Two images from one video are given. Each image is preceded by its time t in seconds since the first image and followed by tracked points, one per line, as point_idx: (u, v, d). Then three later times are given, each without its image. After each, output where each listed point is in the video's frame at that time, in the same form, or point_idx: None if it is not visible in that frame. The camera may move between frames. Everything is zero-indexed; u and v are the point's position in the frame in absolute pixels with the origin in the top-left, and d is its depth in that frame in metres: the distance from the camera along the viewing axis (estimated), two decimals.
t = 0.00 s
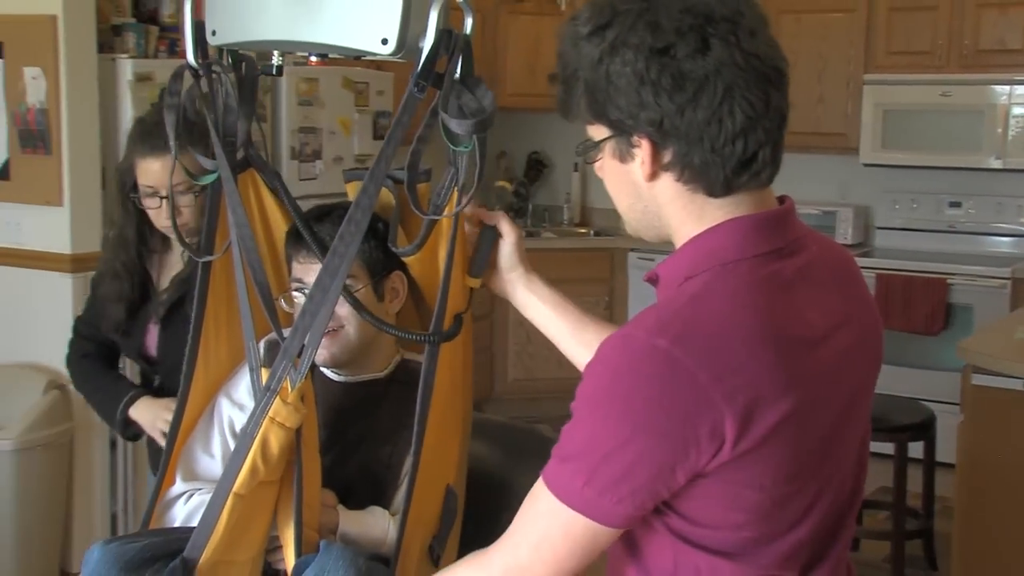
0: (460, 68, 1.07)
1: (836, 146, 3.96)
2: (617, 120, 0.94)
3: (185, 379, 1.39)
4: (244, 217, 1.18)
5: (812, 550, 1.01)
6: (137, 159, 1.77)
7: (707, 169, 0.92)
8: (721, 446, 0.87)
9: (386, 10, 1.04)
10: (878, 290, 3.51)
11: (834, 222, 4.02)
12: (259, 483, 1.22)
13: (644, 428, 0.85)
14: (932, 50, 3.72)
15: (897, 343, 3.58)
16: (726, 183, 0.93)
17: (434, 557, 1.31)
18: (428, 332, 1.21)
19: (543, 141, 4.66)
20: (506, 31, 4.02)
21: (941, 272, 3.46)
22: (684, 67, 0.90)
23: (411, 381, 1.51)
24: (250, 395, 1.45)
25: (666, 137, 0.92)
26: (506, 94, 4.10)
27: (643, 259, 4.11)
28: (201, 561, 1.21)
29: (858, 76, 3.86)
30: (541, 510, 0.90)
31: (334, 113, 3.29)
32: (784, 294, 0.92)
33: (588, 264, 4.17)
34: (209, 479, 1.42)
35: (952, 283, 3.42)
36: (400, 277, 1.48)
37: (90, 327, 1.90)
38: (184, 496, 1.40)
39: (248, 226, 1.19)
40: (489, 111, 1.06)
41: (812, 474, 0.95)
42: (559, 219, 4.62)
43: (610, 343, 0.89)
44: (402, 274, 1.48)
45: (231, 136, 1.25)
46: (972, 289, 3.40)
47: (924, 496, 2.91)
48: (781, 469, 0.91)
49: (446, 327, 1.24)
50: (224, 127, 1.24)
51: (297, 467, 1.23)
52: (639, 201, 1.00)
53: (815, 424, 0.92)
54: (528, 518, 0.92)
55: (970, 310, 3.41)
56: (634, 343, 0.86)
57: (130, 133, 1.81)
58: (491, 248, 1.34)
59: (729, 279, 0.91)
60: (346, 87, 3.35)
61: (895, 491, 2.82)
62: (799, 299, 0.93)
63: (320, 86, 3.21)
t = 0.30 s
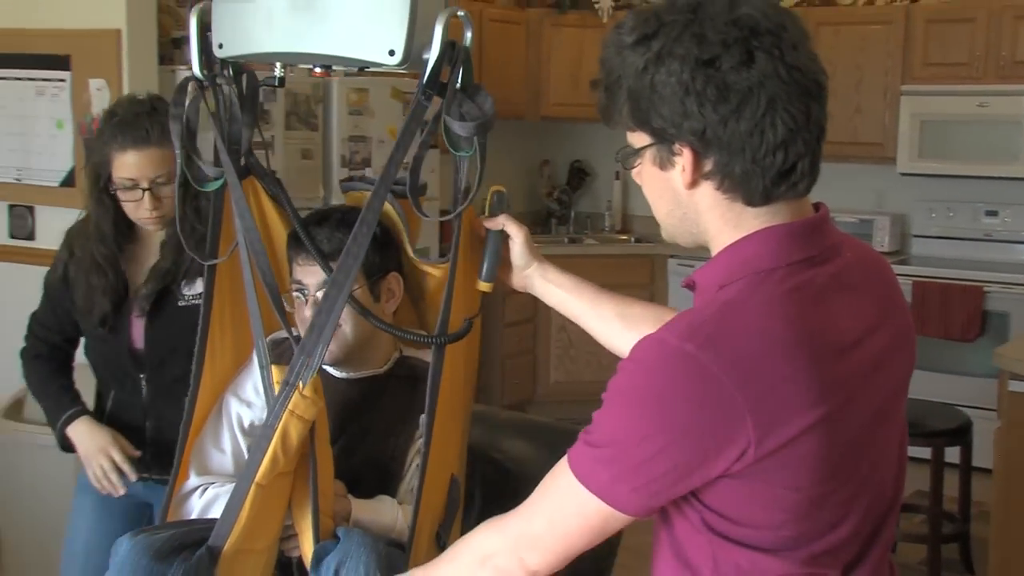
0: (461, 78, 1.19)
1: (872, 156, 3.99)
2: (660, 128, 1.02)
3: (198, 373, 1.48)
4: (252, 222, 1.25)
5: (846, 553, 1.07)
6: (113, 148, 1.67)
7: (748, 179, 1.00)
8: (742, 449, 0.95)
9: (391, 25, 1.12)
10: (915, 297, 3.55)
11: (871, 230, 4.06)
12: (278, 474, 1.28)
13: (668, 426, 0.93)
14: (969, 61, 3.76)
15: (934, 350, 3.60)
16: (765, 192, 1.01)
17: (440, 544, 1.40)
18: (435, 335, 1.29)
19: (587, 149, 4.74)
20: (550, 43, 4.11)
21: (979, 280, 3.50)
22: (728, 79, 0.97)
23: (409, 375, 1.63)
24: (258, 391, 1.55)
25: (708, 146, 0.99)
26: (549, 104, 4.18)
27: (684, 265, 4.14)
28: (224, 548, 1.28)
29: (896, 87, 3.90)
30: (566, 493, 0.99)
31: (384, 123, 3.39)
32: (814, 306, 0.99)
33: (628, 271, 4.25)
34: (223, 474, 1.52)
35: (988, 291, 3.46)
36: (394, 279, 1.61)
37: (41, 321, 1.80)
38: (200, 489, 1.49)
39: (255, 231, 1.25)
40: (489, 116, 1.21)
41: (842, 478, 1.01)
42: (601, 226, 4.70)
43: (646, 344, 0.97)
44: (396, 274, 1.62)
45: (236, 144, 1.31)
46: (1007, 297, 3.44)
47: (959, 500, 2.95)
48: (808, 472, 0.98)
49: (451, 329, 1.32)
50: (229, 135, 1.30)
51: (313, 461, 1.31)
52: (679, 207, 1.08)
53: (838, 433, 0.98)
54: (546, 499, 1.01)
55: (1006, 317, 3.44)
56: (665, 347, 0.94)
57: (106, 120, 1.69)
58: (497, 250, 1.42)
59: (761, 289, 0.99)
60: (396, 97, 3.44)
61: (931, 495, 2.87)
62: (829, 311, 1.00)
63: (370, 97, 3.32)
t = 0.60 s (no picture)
0: (467, 86, 1.23)
1: (895, 164, 4.06)
2: (692, 138, 1.05)
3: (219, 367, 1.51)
4: (268, 224, 1.32)
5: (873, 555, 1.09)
6: (86, 147, 1.62)
7: (779, 190, 1.03)
8: (756, 456, 0.98)
9: (399, 36, 1.21)
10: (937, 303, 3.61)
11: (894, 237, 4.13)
12: (292, 465, 1.31)
13: (683, 431, 0.96)
14: (990, 72, 3.83)
15: (954, 355, 3.68)
16: (790, 205, 1.05)
17: (450, 532, 1.45)
18: (445, 330, 1.32)
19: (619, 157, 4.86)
20: (581, 54, 4.21)
21: (999, 285, 3.55)
22: (762, 90, 1.01)
23: (421, 371, 1.67)
24: (275, 386, 1.57)
25: (741, 157, 1.02)
26: (583, 113, 4.29)
27: (712, 269, 4.26)
28: (242, 535, 1.31)
29: (919, 96, 3.97)
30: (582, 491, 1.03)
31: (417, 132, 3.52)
32: (829, 314, 1.02)
33: (656, 275, 4.34)
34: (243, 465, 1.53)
35: (1008, 296, 3.51)
36: (402, 279, 1.65)
37: None
38: (219, 480, 1.51)
39: (271, 234, 1.33)
40: (494, 121, 1.23)
41: (862, 481, 1.04)
42: (631, 232, 4.79)
43: (665, 350, 1.01)
44: (407, 274, 1.66)
45: (254, 151, 1.36)
46: None
47: (982, 501, 3.01)
48: (826, 476, 1.01)
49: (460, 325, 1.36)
50: (247, 144, 1.35)
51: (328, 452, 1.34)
52: (706, 217, 1.11)
53: (851, 441, 1.01)
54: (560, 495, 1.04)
55: None
56: (683, 355, 0.97)
57: (77, 122, 1.64)
58: (505, 249, 1.45)
59: (778, 295, 1.02)
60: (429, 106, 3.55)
61: (953, 495, 2.94)
62: (844, 319, 1.03)
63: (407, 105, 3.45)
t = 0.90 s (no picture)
0: (478, 102, 1.26)
1: (903, 173, 4.15)
2: (708, 151, 1.09)
3: (241, 370, 1.64)
4: (290, 235, 1.38)
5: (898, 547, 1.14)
6: (99, 164, 1.63)
7: (793, 201, 1.08)
8: (793, 459, 1.03)
9: (413, 55, 1.25)
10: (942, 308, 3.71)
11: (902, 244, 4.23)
12: (300, 463, 1.39)
13: (724, 438, 1.01)
14: (995, 84, 3.91)
15: (959, 358, 3.77)
16: (804, 215, 1.09)
17: (453, 531, 1.51)
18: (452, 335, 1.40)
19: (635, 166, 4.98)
20: (601, 65, 4.33)
21: (1003, 290, 3.66)
22: (775, 104, 1.04)
23: (432, 376, 1.79)
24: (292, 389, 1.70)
25: (755, 169, 1.07)
26: (601, 123, 4.41)
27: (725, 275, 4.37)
28: (252, 528, 1.40)
29: (925, 108, 4.07)
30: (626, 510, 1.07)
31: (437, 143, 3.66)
32: (851, 317, 1.07)
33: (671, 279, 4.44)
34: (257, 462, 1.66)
35: (1012, 300, 3.62)
36: (418, 287, 1.73)
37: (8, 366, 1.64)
38: (237, 475, 1.63)
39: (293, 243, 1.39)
40: (502, 138, 1.26)
41: (885, 476, 1.09)
42: (648, 238, 4.91)
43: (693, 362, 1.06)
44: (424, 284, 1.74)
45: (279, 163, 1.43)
46: None
47: (986, 499, 3.10)
48: (854, 476, 1.06)
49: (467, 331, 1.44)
50: (274, 156, 1.43)
51: (333, 450, 1.42)
52: (723, 227, 1.15)
53: (876, 439, 1.06)
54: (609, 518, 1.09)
55: None
56: (714, 366, 1.02)
57: (89, 140, 1.65)
58: (508, 259, 1.53)
59: (803, 303, 1.07)
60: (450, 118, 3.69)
61: (959, 494, 3.04)
62: (863, 323, 1.08)
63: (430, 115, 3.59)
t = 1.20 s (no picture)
0: (487, 118, 1.26)
1: (904, 179, 4.27)
2: (709, 158, 1.04)
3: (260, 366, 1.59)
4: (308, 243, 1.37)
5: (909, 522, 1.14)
6: (123, 173, 1.61)
7: (795, 207, 1.03)
8: (852, 447, 0.98)
9: (425, 71, 1.25)
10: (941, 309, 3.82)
11: (900, 249, 4.34)
12: (309, 461, 1.36)
13: (796, 444, 0.95)
14: (992, 94, 4.03)
15: (954, 359, 3.89)
16: (807, 217, 1.04)
17: (457, 532, 1.44)
18: (457, 342, 1.32)
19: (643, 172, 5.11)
20: (612, 74, 4.45)
21: (999, 293, 3.77)
22: (774, 113, 1.00)
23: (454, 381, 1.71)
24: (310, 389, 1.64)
25: (757, 178, 1.03)
26: (612, 130, 4.53)
27: (732, 277, 4.48)
28: (262, 524, 1.37)
29: (925, 117, 4.18)
30: (725, 556, 1.00)
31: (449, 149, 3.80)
32: (863, 304, 1.04)
33: (678, 281, 4.56)
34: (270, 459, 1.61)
35: (1008, 302, 3.73)
36: (434, 296, 1.61)
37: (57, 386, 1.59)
38: (253, 471, 1.58)
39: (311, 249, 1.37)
40: (509, 153, 1.25)
41: (903, 456, 1.08)
42: (656, 240, 5.03)
43: (730, 379, 0.99)
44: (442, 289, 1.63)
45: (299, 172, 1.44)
46: None
47: (981, 494, 3.23)
48: (886, 459, 1.04)
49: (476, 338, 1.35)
50: (293, 166, 1.43)
51: (343, 448, 1.39)
52: (725, 233, 1.11)
53: (894, 420, 1.03)
54: None
55: None
56: (759, 376, 0.96)
57: (113, 147, 1.62)
58: (513, 270, 1.45)
59: (822, 295, 1.02)
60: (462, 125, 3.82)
61: (956, 490, 3.16)
62: (872, 310, 1.05)
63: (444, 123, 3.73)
